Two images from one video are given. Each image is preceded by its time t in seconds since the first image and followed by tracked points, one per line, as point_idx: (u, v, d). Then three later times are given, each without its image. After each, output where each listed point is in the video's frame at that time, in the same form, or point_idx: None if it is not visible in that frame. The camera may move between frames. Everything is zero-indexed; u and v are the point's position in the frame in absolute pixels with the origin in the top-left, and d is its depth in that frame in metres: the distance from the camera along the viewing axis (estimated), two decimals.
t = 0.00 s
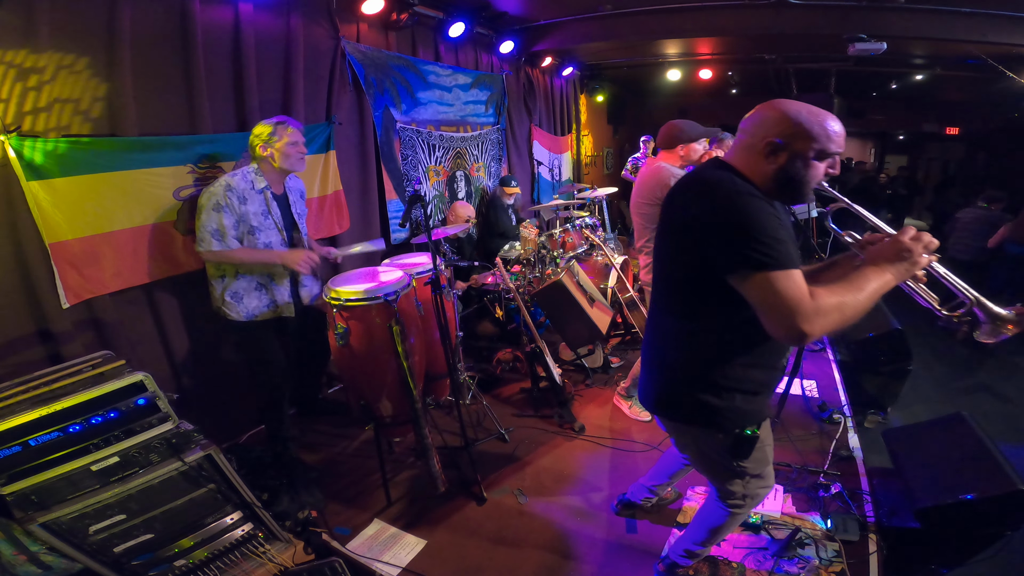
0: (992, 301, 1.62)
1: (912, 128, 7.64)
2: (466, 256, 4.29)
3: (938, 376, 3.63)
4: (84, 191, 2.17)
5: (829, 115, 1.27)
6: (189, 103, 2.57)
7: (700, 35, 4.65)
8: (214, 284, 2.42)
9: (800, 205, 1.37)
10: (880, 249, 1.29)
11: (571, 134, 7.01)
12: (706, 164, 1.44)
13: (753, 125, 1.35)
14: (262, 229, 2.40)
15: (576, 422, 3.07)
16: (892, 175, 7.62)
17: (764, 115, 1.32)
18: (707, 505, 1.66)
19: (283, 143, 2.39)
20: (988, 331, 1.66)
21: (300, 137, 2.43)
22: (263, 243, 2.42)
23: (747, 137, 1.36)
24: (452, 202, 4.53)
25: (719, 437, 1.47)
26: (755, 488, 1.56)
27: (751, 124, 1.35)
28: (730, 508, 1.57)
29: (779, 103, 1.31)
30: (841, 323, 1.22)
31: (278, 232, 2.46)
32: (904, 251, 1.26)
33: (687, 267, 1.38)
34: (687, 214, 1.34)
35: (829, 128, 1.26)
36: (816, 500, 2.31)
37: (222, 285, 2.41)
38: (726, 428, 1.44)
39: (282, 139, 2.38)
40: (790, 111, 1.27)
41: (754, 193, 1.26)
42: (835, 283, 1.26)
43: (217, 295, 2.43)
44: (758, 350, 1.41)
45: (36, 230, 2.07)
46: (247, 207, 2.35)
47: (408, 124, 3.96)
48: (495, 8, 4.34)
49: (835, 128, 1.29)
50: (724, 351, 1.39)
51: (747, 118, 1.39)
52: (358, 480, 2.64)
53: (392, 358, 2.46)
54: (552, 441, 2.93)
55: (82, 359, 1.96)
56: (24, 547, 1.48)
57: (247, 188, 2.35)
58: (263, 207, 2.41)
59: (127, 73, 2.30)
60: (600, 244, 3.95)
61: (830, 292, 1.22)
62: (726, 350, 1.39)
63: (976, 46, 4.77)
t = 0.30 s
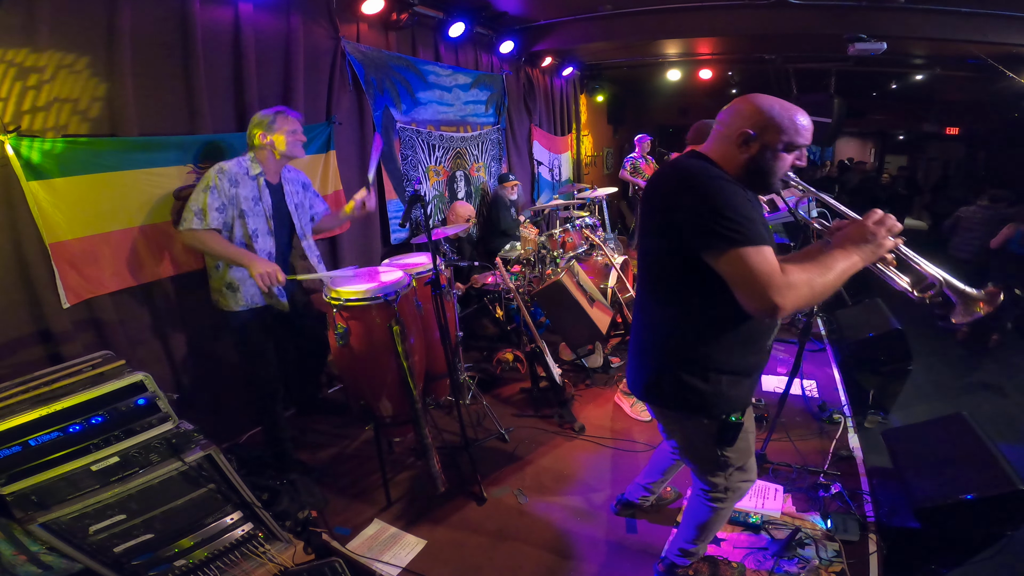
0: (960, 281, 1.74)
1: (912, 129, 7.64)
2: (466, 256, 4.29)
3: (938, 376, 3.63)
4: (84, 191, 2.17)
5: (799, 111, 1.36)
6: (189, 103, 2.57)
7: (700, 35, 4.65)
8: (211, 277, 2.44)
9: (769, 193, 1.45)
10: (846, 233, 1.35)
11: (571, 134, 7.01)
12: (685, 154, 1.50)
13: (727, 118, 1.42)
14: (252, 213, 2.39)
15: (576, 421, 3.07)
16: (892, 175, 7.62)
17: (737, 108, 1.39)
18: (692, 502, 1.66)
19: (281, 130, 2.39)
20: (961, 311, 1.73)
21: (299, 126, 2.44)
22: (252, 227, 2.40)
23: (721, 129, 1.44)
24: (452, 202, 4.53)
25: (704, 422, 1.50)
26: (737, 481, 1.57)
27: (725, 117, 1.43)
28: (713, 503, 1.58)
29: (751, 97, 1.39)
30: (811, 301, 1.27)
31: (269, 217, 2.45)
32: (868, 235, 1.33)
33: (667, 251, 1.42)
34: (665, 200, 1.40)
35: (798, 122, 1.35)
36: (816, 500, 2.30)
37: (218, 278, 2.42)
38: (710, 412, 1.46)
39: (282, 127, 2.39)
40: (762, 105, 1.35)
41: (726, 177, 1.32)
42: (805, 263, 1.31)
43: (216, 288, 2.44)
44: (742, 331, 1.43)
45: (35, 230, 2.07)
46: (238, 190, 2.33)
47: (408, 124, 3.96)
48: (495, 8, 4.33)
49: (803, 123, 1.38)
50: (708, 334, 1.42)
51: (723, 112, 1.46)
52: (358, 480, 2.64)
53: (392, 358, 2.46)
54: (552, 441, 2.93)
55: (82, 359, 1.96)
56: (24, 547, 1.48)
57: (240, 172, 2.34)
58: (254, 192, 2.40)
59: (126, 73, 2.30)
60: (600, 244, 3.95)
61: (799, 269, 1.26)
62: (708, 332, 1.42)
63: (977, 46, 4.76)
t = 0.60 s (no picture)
0: (934, 254, 1.87)
1: (912, 129, 7.64)
2: (465, 256, 4.29)
3: (938, 376, 3.62)
4: (83, 191, 2.17)
5: (773, 109, 1.41)
6: (189, 103, 2.56)
7: (699, 35, 4.64)
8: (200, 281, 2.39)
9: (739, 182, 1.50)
10: (816, 211, 1.40)
11: (571, 133, 7.00)
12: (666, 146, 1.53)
13: (703, 113, 1.46)
14: (244, 220, 2.38)
15: (576, 421, 3.07)
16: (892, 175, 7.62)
17: (715, 103, 1.43)
18: (680, 498, 1.70)
19: (270, 135, 2.34)
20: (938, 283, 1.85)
21: (291, 130, 2.37)
22: (244, 234, 2.40)
23: (698, 124, 1.47)
24: (452, 202, 4.53)
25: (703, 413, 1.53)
26: (726, 477, 1.61)
27: (701, 112, 1.47)
28: (701, 496, 1.62)
29: (725, 92, 1.43)
30: (798, 273, 1.29)
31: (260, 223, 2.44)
32: (837, 214, 1.38)
33: (658, 236, 1.44)
34: (649, 188, 1.44)
35: (771, 120, 1.39)
36: (817, 500, 2.30)
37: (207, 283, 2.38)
38: (709, 401, 1.50)
39: (272, 130, 2.33)
40: (736, 99, 1.39)
41: (708, 162, 1.36)
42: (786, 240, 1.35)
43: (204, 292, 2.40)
44: (738, 318, 1.45)
45: (35, 230, 2.07)
46: (228, 196, 2.32)
47: (408, 125, 3.96)
48: (495, 8, 4.33)
49: (776, 120, 1.42)
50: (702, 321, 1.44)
51: (702, 105, 1.49)
52: (358, 480, 2.64)
53: (392, 357, 2.46)
54: (552, 441, 2.93)
55: (82, 359, 1.96)
56: (24, 547, 1.48)
57: (229, 178, 2.33)
58: (246, 197, 2.38)
59: (126, 73, 2.30)
60: (600, 244, 3.95)
61: (783, 243, 1.29)
62: (700, 316, 1.44)
63: (977, 46, 4.76)
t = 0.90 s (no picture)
0: (905, 251, 2.03)
1: (912, 128, 7.63)
2: (465, 256, 4.30)
3: (938, 376, 3.62)
4: (84, 191, 2.17)
5: (750, 105, 1.43)
6: (189, 103, 2.56)
7: (700, 35, 4.64)
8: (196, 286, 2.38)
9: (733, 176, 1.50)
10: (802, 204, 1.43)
11: (571, 133, 7.01)
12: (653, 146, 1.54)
13: (685, 112, 1.49)
14: (222, 227, 2.34)
15: (576, 421, 3.07)
16: (892, 175, 7.61)
17: (695, 103, 1.45)
18: (699, 493, 1.68)
19: (248, 137, 2.31)
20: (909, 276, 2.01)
21: (269, 133, 2.35)
22: (224, 240, 2.35)
23: (681, 123, 1.50)
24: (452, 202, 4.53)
25: (708, 404, 1.52)
26: (744, 468, 1.59)
27: (683, 111, 1.50)
28: (722, 489, 1.60)
29: (705, 91, 1.46)
30: (792, 262, 1.31)
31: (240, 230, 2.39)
32: (822, 207, 1.42)
33: (652, 234, 1.45)
34: (641, 186, 1.45)
35: (750, 114, 1.42)
36: (817, 500, 2.30)
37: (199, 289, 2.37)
38: (713, 391, 1.49)
39: (249, 134, 2.31)
40: (715, 96, 1.42)
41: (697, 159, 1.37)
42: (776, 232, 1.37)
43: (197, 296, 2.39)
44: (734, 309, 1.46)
45: (36, 230, 2.07)
46: (207, 202, 2.29)
47: (408, 124, 3.96)
48: (495, 8, 4.33)
49: (754, 115, 1.45)
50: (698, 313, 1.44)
51: (683, 107, 1.52)
52: (358, 481, 2.64)
53: (392, 357, 2.46)
54: (552, 441, 2.93)
55: (82, 359, 1.96)
56: (24, 547, 1.48)
57: (208, 184, 2.30)
58: (225, 203, 2.35)
59: (126, 73, 2.30)
60: (600, 243, 3.95)
61: (775, 235, 1.32)
62: (696, 312, 1.44)
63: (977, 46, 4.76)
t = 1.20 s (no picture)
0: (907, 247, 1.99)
1: (912, 128, 7.61)
2: (465, 256, 4.30)
3: (939, 376, 3.62)
4: (84, 191, 2.17)
5: (753, 98, 1.42)
6: (189, 103, 2.56)
7: (700, 35, 4.64)
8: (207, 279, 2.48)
9: (734, 170, 1.50)
10: (804, 203, 1.42)
11: (572, 133, 7.00)
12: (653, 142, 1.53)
13: (686, 108, 1.48)
14: (264, 219, 2.40)
15: (576, 421, 3.08)
16: (892, 175, 7.61)
17: (697, 96, 1.44)
18: (710, 486, 1.68)
19: (271, 138, 2.38)
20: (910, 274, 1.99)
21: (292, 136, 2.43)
22: (266, 232, 2.42)
23: (683, 119, 1.49)
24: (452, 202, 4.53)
25: (708, 396, 1.51)
26: (754, 458, 1.57)
27: (685, 107, 1.49)
28: (732, 481, 1.60)
29: (706, 84, 1.45)
30: (793, 264, 1.31)
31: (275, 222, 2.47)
32: (825, 204, 1.40)
33: (649, 235, 1.45)
34: (638, 188, 1.45)
35: (753, 108, 1.41)
36: (817, 500, 2.30)
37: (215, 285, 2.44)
38: (710, 383, 1.48)
39: (270, 134, 2.37)
40: (717, 89, 1.41)
41: (696, 160, 1.37)
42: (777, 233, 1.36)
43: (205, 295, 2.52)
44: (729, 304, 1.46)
45: (36, 230, 2.07)
46: (253, 196, 2.33)
47: (408, 124, 3.96)
48: (495, 8, 4.33)
49: (757, 108, 1.44)
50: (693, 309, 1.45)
51: (685, 100, 1.51)
52: (358, 481, 2.64)
53: (392, 357, 2.45)
54: (552, 441, 2.93)
55: (82, 359, 1.96)
56: (24, 547, 1.48)
57: (248, 179, 2.33)
58: (264, 197, 2.41)
59: (126, 72, 2.30)
60: (600, 243, 3.95)
61: (775, 239, 1.31)
62: (692, 313, 1.45)
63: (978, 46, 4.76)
